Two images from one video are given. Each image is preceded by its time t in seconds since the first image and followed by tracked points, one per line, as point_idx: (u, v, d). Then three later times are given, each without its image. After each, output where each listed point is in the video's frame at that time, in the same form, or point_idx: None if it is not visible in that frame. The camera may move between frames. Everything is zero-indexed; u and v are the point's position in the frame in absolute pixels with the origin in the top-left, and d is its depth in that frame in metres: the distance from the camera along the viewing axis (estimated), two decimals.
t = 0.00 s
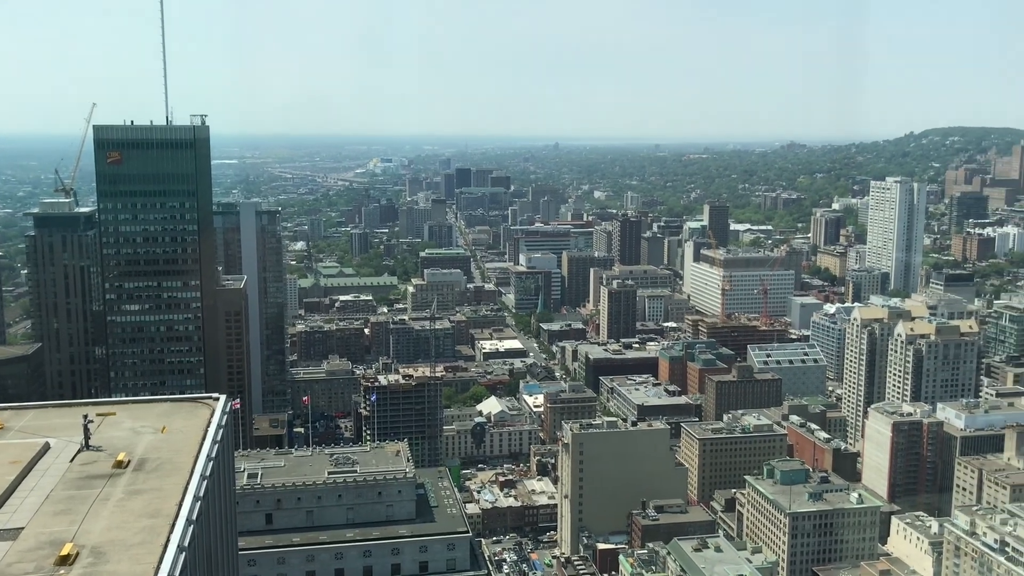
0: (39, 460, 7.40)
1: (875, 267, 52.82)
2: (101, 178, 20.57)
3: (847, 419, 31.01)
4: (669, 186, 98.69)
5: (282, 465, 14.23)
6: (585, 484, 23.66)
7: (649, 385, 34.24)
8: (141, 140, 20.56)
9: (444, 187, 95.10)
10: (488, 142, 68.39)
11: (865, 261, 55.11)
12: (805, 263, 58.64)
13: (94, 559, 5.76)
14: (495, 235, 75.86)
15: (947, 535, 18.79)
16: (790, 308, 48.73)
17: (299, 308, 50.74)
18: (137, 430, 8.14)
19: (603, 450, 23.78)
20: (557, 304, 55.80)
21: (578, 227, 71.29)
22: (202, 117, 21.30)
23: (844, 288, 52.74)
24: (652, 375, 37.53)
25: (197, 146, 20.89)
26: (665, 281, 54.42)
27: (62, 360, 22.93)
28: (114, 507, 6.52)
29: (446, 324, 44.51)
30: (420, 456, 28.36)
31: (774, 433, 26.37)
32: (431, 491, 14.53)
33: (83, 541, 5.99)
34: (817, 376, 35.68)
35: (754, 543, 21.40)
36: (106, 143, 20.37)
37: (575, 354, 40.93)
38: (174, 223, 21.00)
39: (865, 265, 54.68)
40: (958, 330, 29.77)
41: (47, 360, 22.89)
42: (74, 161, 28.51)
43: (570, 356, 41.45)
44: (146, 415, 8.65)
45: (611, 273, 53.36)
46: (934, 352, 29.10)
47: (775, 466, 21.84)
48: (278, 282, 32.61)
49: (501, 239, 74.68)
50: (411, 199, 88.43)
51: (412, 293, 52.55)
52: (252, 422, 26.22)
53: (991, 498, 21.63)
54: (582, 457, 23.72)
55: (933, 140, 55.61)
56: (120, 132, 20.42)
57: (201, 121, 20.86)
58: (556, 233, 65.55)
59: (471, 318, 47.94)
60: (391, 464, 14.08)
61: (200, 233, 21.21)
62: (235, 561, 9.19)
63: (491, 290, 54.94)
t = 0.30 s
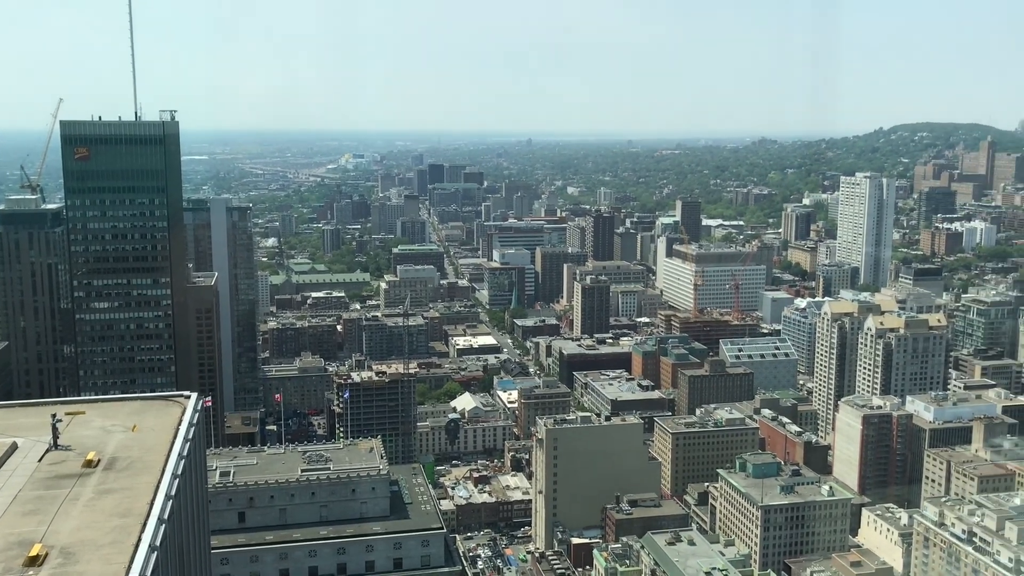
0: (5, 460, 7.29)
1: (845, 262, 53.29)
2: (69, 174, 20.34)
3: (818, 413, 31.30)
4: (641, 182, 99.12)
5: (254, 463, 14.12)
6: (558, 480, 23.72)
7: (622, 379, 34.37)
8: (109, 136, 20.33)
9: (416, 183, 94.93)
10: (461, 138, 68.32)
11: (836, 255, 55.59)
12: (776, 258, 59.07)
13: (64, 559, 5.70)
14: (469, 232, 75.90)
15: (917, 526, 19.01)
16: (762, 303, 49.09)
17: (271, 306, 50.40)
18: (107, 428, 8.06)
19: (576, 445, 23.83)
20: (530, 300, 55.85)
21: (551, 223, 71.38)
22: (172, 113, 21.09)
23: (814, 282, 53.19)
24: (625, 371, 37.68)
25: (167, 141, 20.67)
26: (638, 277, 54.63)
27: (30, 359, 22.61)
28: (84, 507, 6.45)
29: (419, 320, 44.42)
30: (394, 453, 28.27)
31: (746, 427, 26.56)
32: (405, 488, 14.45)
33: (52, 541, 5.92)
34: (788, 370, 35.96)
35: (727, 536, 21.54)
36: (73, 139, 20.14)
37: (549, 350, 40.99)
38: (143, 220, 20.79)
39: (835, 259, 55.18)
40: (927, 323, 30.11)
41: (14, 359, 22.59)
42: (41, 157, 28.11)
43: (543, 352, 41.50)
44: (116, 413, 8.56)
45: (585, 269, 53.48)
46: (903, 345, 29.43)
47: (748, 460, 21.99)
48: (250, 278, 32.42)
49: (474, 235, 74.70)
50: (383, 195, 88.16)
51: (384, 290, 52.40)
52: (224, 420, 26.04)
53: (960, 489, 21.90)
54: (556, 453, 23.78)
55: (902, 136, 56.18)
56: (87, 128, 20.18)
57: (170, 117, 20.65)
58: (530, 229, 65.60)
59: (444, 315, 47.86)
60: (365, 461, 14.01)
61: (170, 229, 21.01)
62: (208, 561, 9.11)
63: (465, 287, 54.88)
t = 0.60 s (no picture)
0: None
1: (818, 258, 53.66)
2: (38, 171, 20.10)
3: (791, 408, 31.54)
4: (617, 180, 99.44)
5: (229, 462, 14.02)
6: (534, 477, 23.74)
7: (597, 377, 34.45)
8: (80, 133, 20.12)
9: (391, 180, 94.72)
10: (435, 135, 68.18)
11: (809, 252, 55.96)
12: (750, 255, 59.40)
13: (34, 561, 5.63)
14: (444, 229, 75.83)
15: (889, 520, 19.19)
16: (736, 299, 49.35)
17: (245, 304, 50.05)
18: (79, 429, 7.97)
19: (552, 443, 23.87)
20: (506, 297, 55.86)
21: (527, 220, 71.37)
22: (144, 110, 20.89)
23: (788, 279, 53.56)
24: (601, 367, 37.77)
25: (138, 139, 20.49)
26: (613, 274, 54.78)
27: None
28: (54, 508, 6.38)
29: (394, 318, 44.31)
30: (370, 451, 28.18)
31: (720, 423, 26.72)
32: (381, 486, 14.39)
33: (22, 543, 5.85)
34: (762, 365, 36.20)
35: (702, 532, 21.66)
36: (43, 136, 19.91)
37: (525, 347, 41.00)
38: (114, 217, 20.60)
39: (809, 256, 55.58)
40: (899, 320, 30.41)
41: None
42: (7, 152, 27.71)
43: (519, 349, 41.50)
44: (88, 413, 8.47)
45: (560, 266, 53.56)
46: (876, 341, 29.71)
47: (722, 456, 22.10)
48: (223, 276, 32.17)
49: (450, 232, 74.64)
50: (357, 192, 87.85)
51: (359, 288, 52.22)
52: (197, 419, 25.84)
53: (931, 483, 22.13)
54: (532, 451, 23.80)
55: (874, 134, 56.63)
56: (58, 124, 19.96)
57: (142, 113, 20.46)
58: (505, 226, 65.57)
59: (420, 313, 47.75)
60: (340, 459, 13.96)
61: (143, 227, 20.82)
62: (182, 561, 9.04)
63: (440, 284, 54.79)
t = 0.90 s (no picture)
0: None
1: (794, 258, 53.99)
2: (10, 171, 19.90)
3: (767, 406, 31.73)
4: (595, 180, 99.67)
5: (205, 464, 13.92)
6: (512, 477, 23.73)
7: (575, 376, 34.49)
8: (53, 132, 19.94)
9: (368, 180, 94.53)
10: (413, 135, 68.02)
11: (785, 252, 56.32)
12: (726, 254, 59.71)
13: (5, 566, 5.56)
14: (422, 228, 75.79)
15: (865, 517, 19.33)
16: (713, 299, 49.57)
17: (221, 304, 49.69)
18: (52, 431, 7.88)
19: (530, 442, 23.88)
20: (484, 297, 55.82)
21: (504, 220, 71.36)
22: (118, 109, 20.73)
23: (764, 278, 53.86)
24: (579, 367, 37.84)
25: (112, 138, 20.33)
26: (591, 273, 54.91)
27: None
28: (26, 512, 6.30)
29: (372, 318, 44.20)
30: (347, 452, 28.07)
31: (698, 422, 26.82)
32: (358, 487, 14.33)
33: None
34: (738, 364, 36.38)
35: (680, 530, 21.73)
36: (15, 136, 19.73)
37: (503, 347, 40.98)
38: (88, 218, 20.43)
39: (785, 255, 55.93)
40: (874, 318, 30.66)
41: None
42: None
43: (497, 349, 41.49)
44: (61, 415, 8.38)
45: (538, 266, 53.63)
46: (850, 339, 29.92)
47: (699, 454, 22.17)
48: (199, 276, 31.94)
49: (428, 232, 74.60)
50: (334, 192, 87.56)
51: (336, 288, 52.03)
52: (173, 421, 25.61)
53: (906, 480, 22.32)
54: (510, 450, 23.80)
55: (849, 134, 57.03)
56: (30, 123, 19.78)
57: (116, 112, 20.31)
58: (483, 226, 65.56)
59: (398, 313, 47.62)
60: (317, 460, 13.89)
61: (117, 227, 20.65)
62: (158, 563, 8.96)
63: (418, 284, 54.69)
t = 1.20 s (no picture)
0: None
1: (770, 258, 54.32)
2: None
3: (745, 405, 31.90)
4: (573, 180, 99.92)
5: (181, 466, 13.80)
6: (491, 477, 23.72)
7: (554, 376, 34.54)
8: (26, 131, 19.74)
9: (346, 180, 94.28)
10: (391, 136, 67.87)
11: (761, 252, 56.66)
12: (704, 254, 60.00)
13: None
14: (400, 229, 75.74)
15: (841, 515, 19.45)
16: (690, 298, 49.78)
17: (197, 305, 49.38)
18: (26, 433, 7.79)
19: (509, 442, 23.86)
20: (463, 298, 55.77)
21: (483, 220, 71.36)
22: (92, 108, 20.53)
23: (741, 278, 54.15)
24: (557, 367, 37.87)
25: (87, 138, 20.15)
26: (569, 273, 54.99)
27: None
28: None
29: (350, 319, 44.06)
30: (325, 453, 27.96)
31: (676, 421, 26.92)
32: (336, 488, 14.26)
33: None
34: (716, 364, 36.54)
35: (658, 529, 21.78)
36: None
37: (482, 347, 40.97)
38: (61, 218, 20.24)
39: (762, 255, 56.24)
40: (850, 318, 30.90)
41: None
42: None
43: (476, 349, 41.47)
44: (34, 417, 8.29)
45: (517, 266, 53.67)
46: (827, 339, 30.12)
47: (677, 453, 22.23)
48: (174, 277, 31.72)
49: (405, 232, 74.54)
50: (311, 192, 87.24)
51: (314, 288, 51.83)
52: (148, 423, 25.44)
53: (882, 479, 22.49)
54: (488, 450, 23.78)
55: (824, 135, 57.46)
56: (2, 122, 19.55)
57: (91, 112, 20.13)
58: (461, 226, 65.52)
59: (376, 313, 47.51)
60: (295, 462, 13.80)
61: (91, 227, 20.47)
62: (134, 566, 8.90)
63: (396, 285, 54.59)
